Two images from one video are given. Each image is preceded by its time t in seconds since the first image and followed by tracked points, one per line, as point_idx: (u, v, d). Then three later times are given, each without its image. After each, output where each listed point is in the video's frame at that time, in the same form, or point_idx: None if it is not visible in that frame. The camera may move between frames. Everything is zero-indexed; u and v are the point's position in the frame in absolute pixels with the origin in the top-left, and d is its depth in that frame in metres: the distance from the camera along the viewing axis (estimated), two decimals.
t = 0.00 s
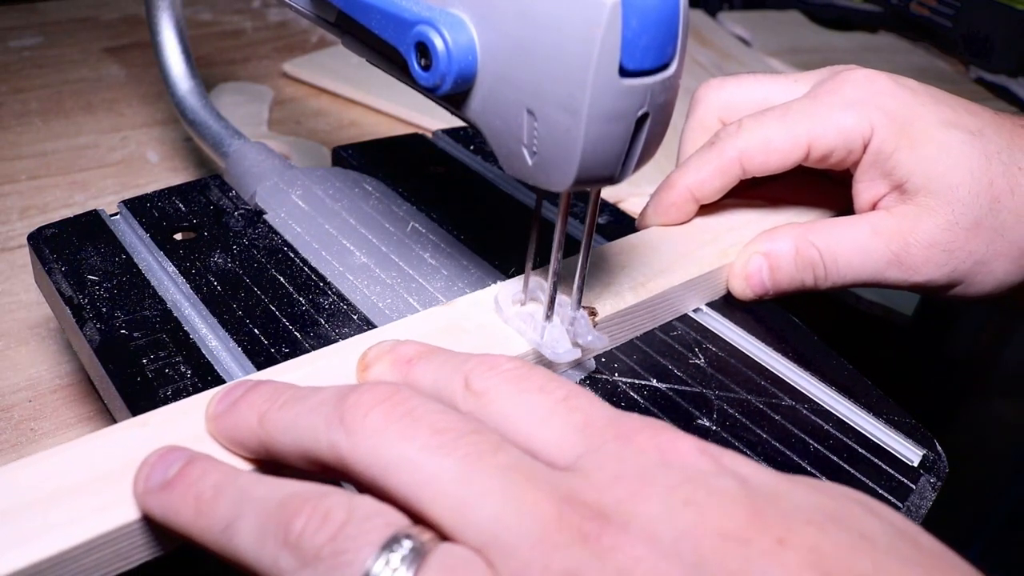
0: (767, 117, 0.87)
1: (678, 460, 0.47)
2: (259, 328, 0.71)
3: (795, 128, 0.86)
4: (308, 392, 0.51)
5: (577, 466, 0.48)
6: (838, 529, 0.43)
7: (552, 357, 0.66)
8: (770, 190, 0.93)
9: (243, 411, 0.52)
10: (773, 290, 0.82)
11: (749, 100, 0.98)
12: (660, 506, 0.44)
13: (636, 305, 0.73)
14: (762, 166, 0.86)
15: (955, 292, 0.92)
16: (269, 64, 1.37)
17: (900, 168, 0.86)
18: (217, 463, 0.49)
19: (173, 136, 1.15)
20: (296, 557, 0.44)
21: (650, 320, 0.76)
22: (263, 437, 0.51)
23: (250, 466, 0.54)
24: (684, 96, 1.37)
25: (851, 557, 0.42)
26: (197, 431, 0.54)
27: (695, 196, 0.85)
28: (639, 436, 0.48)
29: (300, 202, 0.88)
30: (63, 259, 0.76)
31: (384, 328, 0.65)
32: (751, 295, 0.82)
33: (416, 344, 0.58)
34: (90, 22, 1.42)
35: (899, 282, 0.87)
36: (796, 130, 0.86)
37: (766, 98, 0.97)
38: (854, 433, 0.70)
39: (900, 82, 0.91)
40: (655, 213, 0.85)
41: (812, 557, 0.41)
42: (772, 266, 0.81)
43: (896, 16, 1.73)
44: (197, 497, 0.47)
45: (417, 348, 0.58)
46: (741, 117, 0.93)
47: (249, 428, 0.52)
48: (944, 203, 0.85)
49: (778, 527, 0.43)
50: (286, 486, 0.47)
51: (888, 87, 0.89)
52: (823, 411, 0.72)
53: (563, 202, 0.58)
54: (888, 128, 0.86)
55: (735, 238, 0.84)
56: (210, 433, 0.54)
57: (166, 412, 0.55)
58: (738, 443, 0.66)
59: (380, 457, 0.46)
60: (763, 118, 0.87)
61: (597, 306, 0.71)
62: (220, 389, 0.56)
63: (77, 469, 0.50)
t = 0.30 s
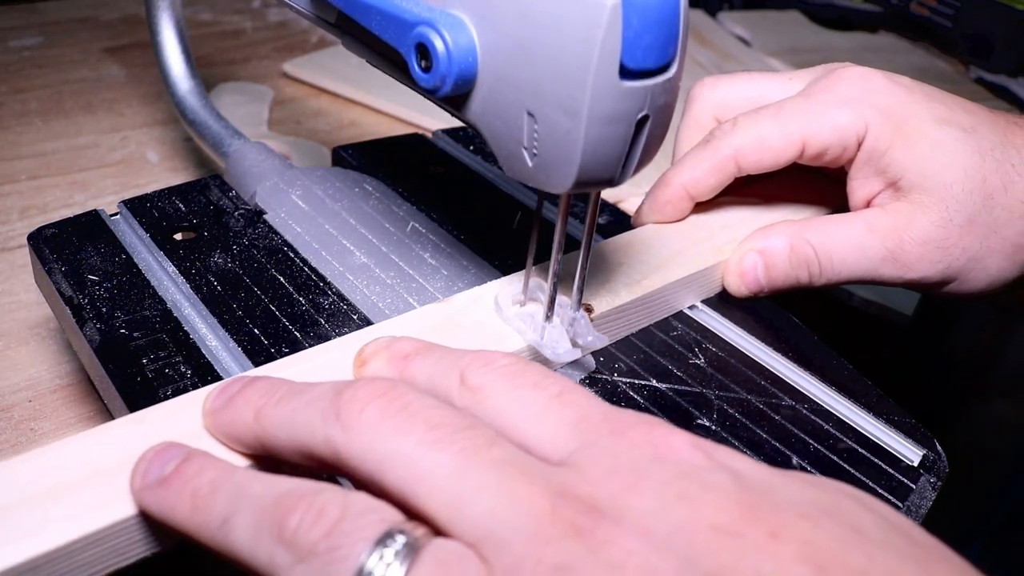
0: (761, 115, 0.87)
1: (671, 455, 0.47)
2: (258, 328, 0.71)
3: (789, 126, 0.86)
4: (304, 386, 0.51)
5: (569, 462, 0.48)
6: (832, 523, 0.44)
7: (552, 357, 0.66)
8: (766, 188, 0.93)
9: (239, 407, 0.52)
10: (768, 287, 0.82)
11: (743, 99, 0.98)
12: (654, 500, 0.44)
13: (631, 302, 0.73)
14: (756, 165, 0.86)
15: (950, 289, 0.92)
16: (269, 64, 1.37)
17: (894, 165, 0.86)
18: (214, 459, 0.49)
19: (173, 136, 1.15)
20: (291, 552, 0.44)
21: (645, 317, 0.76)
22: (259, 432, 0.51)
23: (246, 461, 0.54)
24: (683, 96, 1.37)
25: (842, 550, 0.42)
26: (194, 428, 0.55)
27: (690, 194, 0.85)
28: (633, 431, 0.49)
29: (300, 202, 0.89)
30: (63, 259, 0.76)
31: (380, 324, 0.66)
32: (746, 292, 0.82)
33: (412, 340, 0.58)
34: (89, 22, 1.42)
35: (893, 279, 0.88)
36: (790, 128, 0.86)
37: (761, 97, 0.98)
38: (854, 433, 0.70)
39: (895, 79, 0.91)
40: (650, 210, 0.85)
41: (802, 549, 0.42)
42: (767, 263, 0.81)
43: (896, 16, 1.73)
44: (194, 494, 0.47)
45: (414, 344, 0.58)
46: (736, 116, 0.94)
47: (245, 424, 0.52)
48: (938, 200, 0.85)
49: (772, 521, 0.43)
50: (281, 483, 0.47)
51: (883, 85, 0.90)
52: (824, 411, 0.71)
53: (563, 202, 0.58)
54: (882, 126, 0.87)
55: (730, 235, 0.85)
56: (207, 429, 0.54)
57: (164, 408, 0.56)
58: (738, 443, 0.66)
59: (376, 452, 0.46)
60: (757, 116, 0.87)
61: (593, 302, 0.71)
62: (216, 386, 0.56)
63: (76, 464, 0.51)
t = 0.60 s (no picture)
0: (756, 114, 0.87)
1: (664, 450, 0.48)
2: (258, 328, 0.71)
3: (785, 124, 0.86)
4: (301, 382, 0.51)
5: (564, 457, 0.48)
6: (821, 512, 0.45)
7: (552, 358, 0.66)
8: (761, 185, 0.94)
9: (237, 402, 0.52)
10: (764, 284, 0.82)
11: (739, 96, 0.98)
12: (647, 493, 0.45)
13: (628, 300, 0.73)
14: (753, 163, 0.86)
15: (945, 287, 0.92)
16: (269, 64, 1.37)
17: (889, 162, 0.86)
18: (211, 454, 0.50)
19: (173, 135, 1.15)
20: (287, 546, 0.44)
21: (642, 314, 0.76)
22: (257, 427, 0.51)
23: (243, 457, 0.54)
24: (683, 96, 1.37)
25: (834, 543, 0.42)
26: (192, 423, 0.55)
27: (687, 191, 0.85)
28: (626, 425, 0.49)
29: (300, 202, 0.89)
30: (63, 259, 0.76)
31: (378, 322, 0.66)
32: (743, 289, 0.82)
33: (408, 335, 0.58)
34: (90, 22, 1.42)
35: (890, 277, 0.87)
36: (786, 126, 0.86)
37: (756, 95, 0.98)
38: (854, 433, 0.70)
39: (890, 78, 0.92)
40: (647, 208, 0.85)
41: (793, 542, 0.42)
42: (763, 261, 0.81)
43: (897, 15, 1.73)
44: (190, 489, 0.47)
45: (410, 340, 0.58)
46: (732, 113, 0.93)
47: (243, 420, 0.52)
48: (932, 198, 0.85)
49: (762, 512, 0.44)
50: (277, 477, 0.47)
51: (879, 82, 0.90)
52: (824, 411, 0.71)
53: (563, 202, 0.58)
54: (877, 124, 0.87)
55: (727, 233, 0.85)
56: (204, 425, 0.55)
57: (161, 404, 0.56)
58: (738, 443, 0.66)
59: (370, 446, 0.46)
60: (752, 114, 0.87)
61: (590, 300, 0.71)
62: (214, 382, 0.56)
63: (75, 459, 0.51)
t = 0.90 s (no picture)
0: (751, 112, 0.88)
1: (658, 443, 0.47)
2: (258, 328, 0.71)
3: (780, 122, 0.87)
4: (297, 379, 0.52)
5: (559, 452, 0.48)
6: (815, 508, 0.44)
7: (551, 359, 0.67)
8: (756, 184, 0.94)
9: (234, 399, 0.52)
10: (759, 282, 0.82)
11: (735, 95, 0.98)
12: (641, 488, 0.44)
13: (623, 297, 0.73)
14: (748, 160, 0.87)
15: (940, 285, 0.92)
16: (269, 63, 1.37)
17: (884, 160, 0.86)
18: (209, 450, 0.50)
19: (173, 135, 1.15)
20: (284, 541, 0.45)
21: (637, 312, 0.77)
22: (253, 423, 0.51)
23: (241, 453, 0.54)
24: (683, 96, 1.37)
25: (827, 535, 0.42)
26: (189, 419, 0.55)
27: (683, 189, 0.85)
28: (623, 423, 0.49)
29: (299, 202, 0.89)
30: (63, 258, 0.76)
31: (375, 319, 0.66)
32: (738, 287, 0.82)
33: (406, 332, 0.59)
34: (90, 22, 1.42)
35: (884, 274, 0.87)
36: (782, 124, 0.87)
37: (751, 94, 0.98)
38: (853, 433, 0.70)
39: (888, 77, 0.92)
40: (642, 206, 0.85)
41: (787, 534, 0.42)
42: (758, 259, 0.81)
43: (897, 16, 1.72)
44: (188, 483, 0.48)
45: (407, 337, 0.58)
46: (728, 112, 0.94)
47: (240, 416, 0.52)
48: (927, 196, 0.85)
49: (756, 506, 0.43)
50: (273, 471, 0.48)
51: (875, 80, 0.91)
52: (824, 411, 0.71)
53: (563, 202, 0.58)
54: (872, 121, 0.87)
55: (722, 231, 0.85)
56: (201, 421, 0.55)
57: (158, 400, 0.56)
58: (738, 443, 0.66)
59: (365, 442, 0.47)
60: (747, 113, 0.88)
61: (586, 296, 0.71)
62: (211, 378, 0.56)
63: (73, 455, 0.51)
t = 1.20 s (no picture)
0: (748, 110, 0.88)
1: (652, 439, 0.48)
2: (259, 328, 0.71)
3: (776, 121, 0.87)
4: (294, 374, 0.52)
5: (555, 448, 0.49)
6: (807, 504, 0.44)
7: (551, 358, 0.67)
8: (753, 182, 0.94)
9: (231, 394, 0.52)
10: (756, 280, 0.82)
11: (732, 94, 0.98)
12: (634, 481, 0.46)
13: (620, 295, 0.73)
14: (744, 158, 0.87)
15: (936, 282, 0.92)
16: (269, 64, 1.37)
17: (880, 158, 0.86)
18: (207, 446, 0.50)
19: (173, 135, 1.15)
20: (281, 535, 0.45)
21: (634, 310, 0.77)
22: (250, 419, 0.51)
23: (238, 449, 0.54)
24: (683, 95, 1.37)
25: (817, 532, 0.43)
26: (187, 415, 0.55)
27: (679, 187, 0.85)
28: (617, 419, 0.49)
29: (299, 201, 0.89)
30: (63, 259, 0.76)
31: (372, 316, 0.66)
32: (735, 285, 0.82)
33: (403, 329, 0.59)
34: (90, 22, 1.42)
35: (881, 272, 0.88)
36: (778, 123, 0.86)
37: (748, 92, 0.98)
38: (853, 433, 0.70)
39: (883, 75, 0.92)
40: (639, 204, 0.85)
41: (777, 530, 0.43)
42: (755, 257, 0.81)
43: (897, 16, 1.72)
44: (186, 478, 0.48)
45: (404, 334, 0.58)
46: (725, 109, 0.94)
47: (237, 411, 0.52)
48: (922, 192, 0.85)
49: (752, 501, 0.45)
50: (270, 467, 0.48)
51: (870, 78, 0.90)
52: (824, 411, 0.71)
53: (563, 202, 0.58)
54: (868, 118, 0.87)
55: (719, 229, 0.85)
56: (198, 417, 0.55)
57: (155, 397, 0.56)
58: (738, 443, 0.66)
59: (362, 437, 0.47)
60: (744, 111, 0.88)
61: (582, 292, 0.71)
62: (208, 374, 0.56)
63: (71, 450, 0.51)
